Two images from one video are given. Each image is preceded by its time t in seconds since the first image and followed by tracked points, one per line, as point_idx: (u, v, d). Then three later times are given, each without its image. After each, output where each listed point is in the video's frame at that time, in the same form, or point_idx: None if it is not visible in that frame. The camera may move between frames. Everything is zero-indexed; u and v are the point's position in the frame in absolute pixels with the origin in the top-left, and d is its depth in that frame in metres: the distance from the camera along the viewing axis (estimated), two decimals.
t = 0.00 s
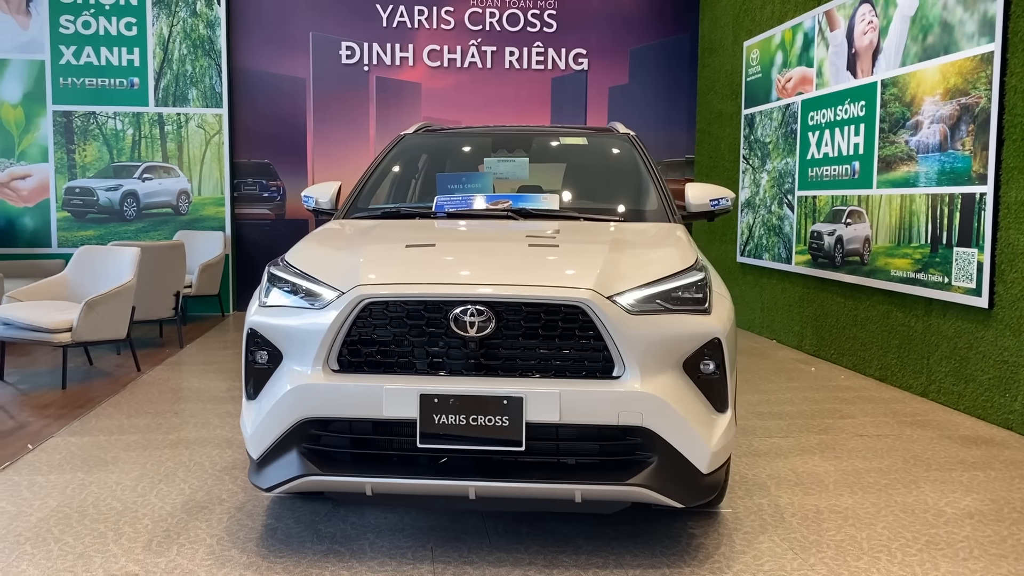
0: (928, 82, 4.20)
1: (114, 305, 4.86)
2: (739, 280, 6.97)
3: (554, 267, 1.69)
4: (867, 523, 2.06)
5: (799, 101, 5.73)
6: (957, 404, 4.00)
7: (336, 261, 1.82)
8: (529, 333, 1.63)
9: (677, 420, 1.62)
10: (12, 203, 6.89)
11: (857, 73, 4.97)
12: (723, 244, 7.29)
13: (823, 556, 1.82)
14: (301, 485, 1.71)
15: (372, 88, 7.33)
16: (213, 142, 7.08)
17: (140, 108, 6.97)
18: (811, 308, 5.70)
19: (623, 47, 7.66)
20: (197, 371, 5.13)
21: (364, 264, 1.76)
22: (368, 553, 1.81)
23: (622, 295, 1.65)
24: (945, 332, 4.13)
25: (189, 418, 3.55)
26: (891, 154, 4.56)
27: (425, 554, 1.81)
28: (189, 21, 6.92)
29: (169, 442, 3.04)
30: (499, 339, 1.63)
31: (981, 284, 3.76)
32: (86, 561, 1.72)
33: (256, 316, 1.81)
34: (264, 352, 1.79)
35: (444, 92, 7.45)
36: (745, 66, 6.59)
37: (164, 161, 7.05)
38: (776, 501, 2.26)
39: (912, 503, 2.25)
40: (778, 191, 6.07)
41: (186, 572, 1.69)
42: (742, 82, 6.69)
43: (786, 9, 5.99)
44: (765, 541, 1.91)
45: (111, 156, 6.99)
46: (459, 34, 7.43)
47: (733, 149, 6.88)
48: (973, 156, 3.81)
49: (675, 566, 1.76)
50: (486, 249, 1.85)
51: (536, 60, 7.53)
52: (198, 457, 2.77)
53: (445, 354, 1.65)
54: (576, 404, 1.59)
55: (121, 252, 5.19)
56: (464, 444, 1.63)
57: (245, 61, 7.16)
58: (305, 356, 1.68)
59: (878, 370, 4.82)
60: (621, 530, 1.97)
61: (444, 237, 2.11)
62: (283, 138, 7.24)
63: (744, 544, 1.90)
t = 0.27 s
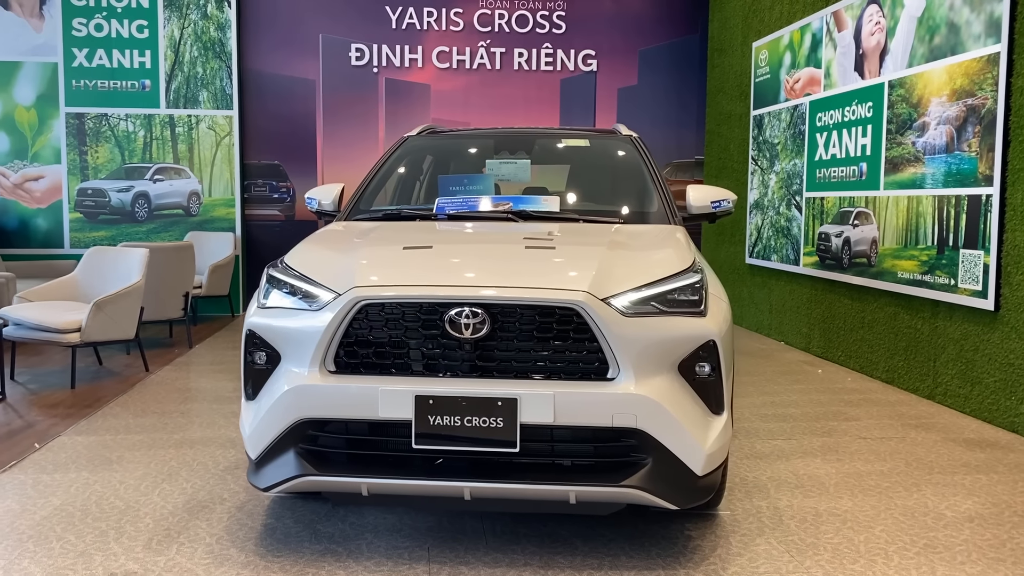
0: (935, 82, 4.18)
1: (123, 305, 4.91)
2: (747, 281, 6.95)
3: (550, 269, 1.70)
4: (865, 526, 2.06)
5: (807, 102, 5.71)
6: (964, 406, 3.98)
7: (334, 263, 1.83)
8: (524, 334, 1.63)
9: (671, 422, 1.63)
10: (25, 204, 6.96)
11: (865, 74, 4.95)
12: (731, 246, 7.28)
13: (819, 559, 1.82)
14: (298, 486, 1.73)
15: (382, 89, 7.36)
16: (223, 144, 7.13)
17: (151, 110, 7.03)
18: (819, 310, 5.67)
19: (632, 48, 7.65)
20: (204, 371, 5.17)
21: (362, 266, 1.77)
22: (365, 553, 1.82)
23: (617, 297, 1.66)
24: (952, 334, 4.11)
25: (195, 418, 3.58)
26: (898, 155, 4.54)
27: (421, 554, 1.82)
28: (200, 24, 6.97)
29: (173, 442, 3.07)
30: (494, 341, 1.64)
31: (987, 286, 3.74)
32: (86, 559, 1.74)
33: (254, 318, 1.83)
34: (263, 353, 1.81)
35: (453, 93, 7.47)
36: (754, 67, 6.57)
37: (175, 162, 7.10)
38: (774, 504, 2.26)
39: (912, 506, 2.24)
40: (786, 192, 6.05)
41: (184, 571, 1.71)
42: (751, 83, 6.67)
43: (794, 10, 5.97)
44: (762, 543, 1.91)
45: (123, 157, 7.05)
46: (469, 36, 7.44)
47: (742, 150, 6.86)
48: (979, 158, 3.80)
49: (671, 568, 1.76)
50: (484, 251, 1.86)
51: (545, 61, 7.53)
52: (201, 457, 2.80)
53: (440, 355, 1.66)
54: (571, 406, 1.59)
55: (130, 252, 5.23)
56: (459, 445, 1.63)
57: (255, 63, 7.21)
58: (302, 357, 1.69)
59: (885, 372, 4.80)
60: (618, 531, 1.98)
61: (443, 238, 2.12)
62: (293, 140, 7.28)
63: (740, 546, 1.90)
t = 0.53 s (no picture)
0: (942, 81, 4.16)
1: (132, 304, 4.96)
2: (756, 281, 6.92)
3: (547, 268, 1.70)
4: (865, 526, 2.05)
5: (816, 101, 5.69)
6: (971, 407, 3.96)
7: (333, 262, 1.85)
8: (520, 333, 1.64)
9: (667, 420, 1.63)
10: (39, 204, 7.04)
11: (873, 73, 4.92)
12: (740, 245, 7.25)
13: (817, 559, 1.82)
14: (296, 482, 1.74)
15: (391, 90, 7.38)
16: (234, 144, 7.18)
17: (163, 111, 7.09)
18: (827, 310, 5.65)
19: (642, 47, 7.63)
20: (212, 370, 5.21)
21: (361, 265, 1.78)
22: (363, 550, 1.84)
23: (613, 296, 1.66)
24: (959, 335, 4.09)
25: (202, 416, 3.61)
26: (906, 155, 4.51)
27: (419, 551, 1.83)
28: (211, 25, 7.03)
29: (179, 439, 3.10)
30: (491, 339, 1.64)
31: (994, 286, 3.72)
32: (88, 553, 1.76)
33: (254, 316, 1.85)
34: (263, 350, 1.82)
35: (462, 93, 7.48)
36: (764, 66, 6.55)
37: (186, 162, 7.16)
38: (775, 503, 2.25)
39: (914, 507, 2.23)
40: (795, 192, 6.03)
41: (184, 566, 1.72)
42: (761, 82, 6.64)
43: (803, 9, 5.95)
44: (760, 542, 1.91)
45: (135, 158, 7.12)
46: (478, 36, 7.45)
47: (752, 150, 6.84)
48: (986, 157, 3.79)
49: (668, 567, 1.76)
50: (483, 250, 1.87)
51: (554, 61, 7.53)
52: (206, 454, 2.82)
53: (438, 353, 1.67)
54: (567, 404, 1.60)
55: (140, 252, 5.28)
56: (455, 443, 1.64)
57: (266, 63, 7.25)
58: (301, 355, 1.71)
59: (892, 373, 4.77)
60: (616, 530, 1.98)
61: (443, 237, 2.13)
62: (303, 140, 7.32)
63: (738, 545, 1.90)
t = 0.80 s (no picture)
0: (950, 80, 4.14)
1: (141, 303, 5.00)
2: (765, 282, 6.89)
3: (545, 268, 1.70)
4: (867, 527, 2.04)
5: (824, 101, 5.66)
6: (978, 408, 3.94)
7: (332, 262, 1.86)
8: (517, 332, 1.65)
9: (663, 420, 1.63)
10: (51, 204, 7.11)
11: (881, 72, 4.90)
12: (749, 245, 7.22)
13: (816, 560, 1.81)
14: (296, 480, 1.75)
15: (400, 90, 7.41)
16: (245, 145, 7.22)
17: (174, 111, 7.14)
18: (836, 311, 5.62)
19: (651, 47, 7.61)
20: (220, 369, 5.24)
21: (361, 264, 1.79)
22: (362, 548, 1.85)
23: (610, 296, 1.66)
24: (967, 335, 4.06)
25: (208, 414, 3.64)
26: (914, 154, 4.49)
27: (417, 550, 1.84)
28: (222, 26, 7.07)
29: (185, 437, 3.12)
30: (488, 338, 1.65)
31: (1002, 287, 3.70)
32: (90, 550, 1.78)
33: (254, 315, 1.86)
34: (263, 349, 1.84)
35: (471, 93, 7.49)
36: (773, 66, 6.52)
37: (197, 162, 7.21)
38: (776, 504, 2.25)
39: (916, 508, 2.22)
40: (804, 192, 6.00)
41: (183, 563, 1.74)
42: (770, 81, 6.61)
43: (812, 8, 5.92)
44: (759, 543, 1.91)
45: (146, 158, 7.18)
46: (487, 36, 7.46)
47: (761, 149, 6.81)
48: (994, 157, 3.78)
49: (665, 567, 1.76)
50: (483, 250, 1.87)
51: (563, 61, 7.53)
52: (211, 452, 2.84)
53: (435, 353, 1.67)
54: (563, 403, 1.60)
55: (149, 251, 5.32)
56: (452, 442, 1.65)
57: (276, 64, 7.29)
58: (300, 354, 1.72)
59: (900, 374, 4.75)
60: (615, 530, 1.98)
61: (444, 237, 2.13)
62: (313, 140, 7.35)
63: (737, 546, 1.89)
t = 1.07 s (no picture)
0: (957, 80, 4.13)
1: (149, 303, 5.04)
2: (774, 282, 6.86)
3: (543, 268, 1.71)
4: (867, 527, 2.04)
5: (833, 100, 5.64)
6: (985, 409, 3.92)
7: (332, 261, 1.87)
8: (514, 332, 1.66)
9: (660, 419, 1.63)
10: (63, 204, 7.18)
11: (889, 71, 4.87)
12: (757, 245, 7.19)
13: (814, 560, 1.81)
14: (295, 478, 1.77)
15: (409, 90, 7.43)
16: (255, 145, 7.26)
17: (185, 112, 7.19)
18: (844, 311, 5.60)
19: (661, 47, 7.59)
20: (227, 368, 5.27)
21: (360, 263, 1.81)
22: (362, 546, 1.86)
23: (607, 296, 1.67)
24: (974, 336, 4.05)
25: (214, 412, 3.66)
26: (921, 154, 4.47)
27: (416, 547, 1.85)
28: (232, 27, 7.11)
29: (190, 435, 3.15)
30: (486, 338, 1.66)
31: (1009, 288, 3.69)
32: (92, 546, 1.81)
33: (255, 314, 1.88)
34: (264, 348, 1.85)
35: (480, 94, 7.50)
36: (782, 65, 6.50)
37: (207, 163, 7.26)
38: (776, 504, 2.24)
39: (918, 509, 2.21)
40: (812, 192, 5.98)
41: (184, 559, 1.76)
42: (779, 81, 6.59)
43: (821, 7, 5.90)
44: (758, 543, 1.90)
45: (157, 159, 7.23)
46: (496, 36, 7.47)
47: (770, 149, 6.79)
48: (1001, 156, 3.77)
49: (662, 566, 1.76)
50: (481, 250, 1.88)
51: (572, 61, 7.52)
52: (216, 450, 2.86)
53: (434, 352, 1.69)
54: (560, 402, 1.61)
55: (158, 251, 5.37)
56: (449, 440, 1.66)
57: (287, 65, 7.33)
58: (299, 353, 1.73)
59: (907, 374, 4.73)
60: (614, 529, 1.98)
61: (444, 237, 2.14)
62: (323, 140, 7.38)
63: (735, 545, 1.89)
